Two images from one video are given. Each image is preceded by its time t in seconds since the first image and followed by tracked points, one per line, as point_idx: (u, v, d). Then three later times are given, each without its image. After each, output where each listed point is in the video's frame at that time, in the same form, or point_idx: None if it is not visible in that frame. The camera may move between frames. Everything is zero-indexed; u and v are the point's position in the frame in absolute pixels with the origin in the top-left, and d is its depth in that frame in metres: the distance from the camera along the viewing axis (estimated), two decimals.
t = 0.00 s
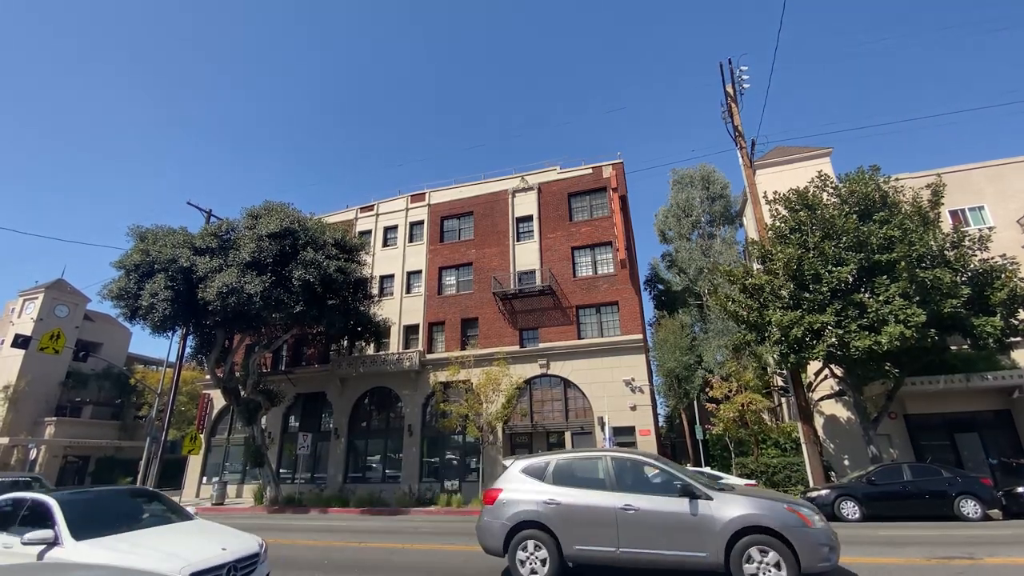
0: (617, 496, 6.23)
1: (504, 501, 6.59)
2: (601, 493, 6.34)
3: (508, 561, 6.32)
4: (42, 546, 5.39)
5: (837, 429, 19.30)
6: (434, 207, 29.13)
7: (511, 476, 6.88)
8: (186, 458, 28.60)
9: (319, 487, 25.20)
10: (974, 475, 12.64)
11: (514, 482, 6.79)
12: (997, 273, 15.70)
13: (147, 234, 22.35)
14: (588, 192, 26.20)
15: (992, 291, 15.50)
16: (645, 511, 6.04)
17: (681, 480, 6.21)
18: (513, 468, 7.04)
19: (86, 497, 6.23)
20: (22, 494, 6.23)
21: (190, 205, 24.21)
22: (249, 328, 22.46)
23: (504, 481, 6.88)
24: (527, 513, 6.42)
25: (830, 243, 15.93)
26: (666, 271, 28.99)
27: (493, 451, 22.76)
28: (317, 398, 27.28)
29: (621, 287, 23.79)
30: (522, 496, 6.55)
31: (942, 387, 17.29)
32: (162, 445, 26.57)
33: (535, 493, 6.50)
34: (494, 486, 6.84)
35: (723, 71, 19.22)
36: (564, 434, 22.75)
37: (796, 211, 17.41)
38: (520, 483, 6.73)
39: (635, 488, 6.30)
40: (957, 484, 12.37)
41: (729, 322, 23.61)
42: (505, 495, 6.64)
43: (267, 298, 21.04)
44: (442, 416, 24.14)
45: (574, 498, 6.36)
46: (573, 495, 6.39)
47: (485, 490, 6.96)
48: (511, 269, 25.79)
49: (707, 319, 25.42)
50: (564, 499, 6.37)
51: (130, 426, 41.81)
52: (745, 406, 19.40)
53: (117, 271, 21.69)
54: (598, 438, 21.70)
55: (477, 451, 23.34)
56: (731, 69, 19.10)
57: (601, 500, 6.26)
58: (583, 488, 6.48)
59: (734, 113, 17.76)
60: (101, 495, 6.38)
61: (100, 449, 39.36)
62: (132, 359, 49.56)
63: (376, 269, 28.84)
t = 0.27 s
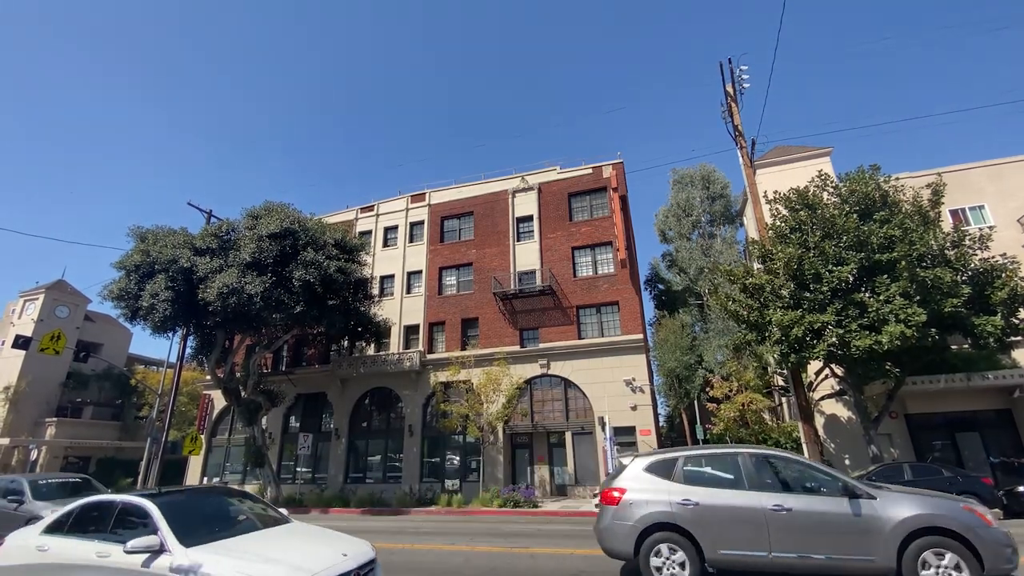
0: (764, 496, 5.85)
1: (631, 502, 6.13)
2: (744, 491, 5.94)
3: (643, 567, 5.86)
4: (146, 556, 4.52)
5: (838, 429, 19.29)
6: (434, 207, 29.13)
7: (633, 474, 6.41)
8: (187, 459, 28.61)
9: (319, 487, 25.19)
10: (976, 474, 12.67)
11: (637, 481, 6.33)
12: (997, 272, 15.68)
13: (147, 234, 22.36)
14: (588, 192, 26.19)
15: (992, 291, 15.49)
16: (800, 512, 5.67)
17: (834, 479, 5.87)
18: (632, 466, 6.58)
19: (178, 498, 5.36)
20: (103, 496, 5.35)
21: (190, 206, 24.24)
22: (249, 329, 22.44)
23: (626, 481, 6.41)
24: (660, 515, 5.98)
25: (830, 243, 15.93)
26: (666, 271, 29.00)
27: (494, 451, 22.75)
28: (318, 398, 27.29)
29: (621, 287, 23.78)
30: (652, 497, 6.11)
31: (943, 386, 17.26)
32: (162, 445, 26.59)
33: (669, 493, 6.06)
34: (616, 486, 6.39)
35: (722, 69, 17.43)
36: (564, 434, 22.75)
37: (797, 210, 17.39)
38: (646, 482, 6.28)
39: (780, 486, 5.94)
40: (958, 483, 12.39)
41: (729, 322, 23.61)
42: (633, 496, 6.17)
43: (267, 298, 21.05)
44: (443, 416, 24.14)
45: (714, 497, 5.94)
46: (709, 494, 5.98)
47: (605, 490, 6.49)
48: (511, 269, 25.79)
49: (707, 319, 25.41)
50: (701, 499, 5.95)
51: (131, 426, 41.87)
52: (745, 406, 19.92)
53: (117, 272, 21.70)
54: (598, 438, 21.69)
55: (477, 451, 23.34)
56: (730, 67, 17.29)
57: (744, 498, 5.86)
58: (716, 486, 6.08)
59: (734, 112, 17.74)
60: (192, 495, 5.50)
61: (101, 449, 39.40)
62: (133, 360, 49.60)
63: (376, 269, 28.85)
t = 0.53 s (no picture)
0: (934, 493, 5.53)
1: (780, 502, 5.84)
2: (910, 487, 5.62)
3: (797, 568, 5.56)
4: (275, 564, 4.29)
5: (839, 428, 19.29)
6: (434, 207, 29.14)
7: (775, 472, 6.10)
8: (188, 459, 28.62)
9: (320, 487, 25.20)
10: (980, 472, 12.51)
11: (781, 479, 6.02)
12: (998, 271, 15.66)
13: (147, 235, 22.36)
14: (588, 192, 26.19)
15: (993, 290, 15.46)
16: (977, 509, 5.37)
17: (1008, 473, 5.55)
18: (772, 463, 6.26)
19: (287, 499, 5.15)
20: (210, 499, 5.13)
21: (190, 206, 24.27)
22: (250, 329, 22.44)
23: (769, 479, 6.09)
24: (816, 515, 5.67)
25: (831, 242, 15.92)
26: (666, 271, 29.01)
27: (495, 451, 22.76)
28: (318, 398, 27.29)
29: (622, 287, 23.78)
30: (803, 496, 5.79)
31: (944, 386, 17.24)
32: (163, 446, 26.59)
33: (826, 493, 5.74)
34: (755, 486, 6.09)
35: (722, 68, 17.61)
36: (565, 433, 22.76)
37: (797, 210, 17.36)
38: (796, 480, 5.95)
39: (946, 482, 5.63)
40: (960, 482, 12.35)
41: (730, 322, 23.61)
42: (782, 496, 5.87)
43: (268, 298, 21.06)
44: (443, 416, 24.14)
45: (877, 495, 5.62)
46: (869, 492, 5.66)
47: (744, 489, 6.20)
48: (512, 269, 25.79)
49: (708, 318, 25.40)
50: (861, 498, 5.63)
51: (132, 427, 41.92)
52: (746, 405, 19.41)
53: (118, 272, 21.71)
54: (599, 438, 21.70)
55: (478, 451, 23.36)
56: (731, 67, 17.45)
57: (911, 495, 5.54)
58: (876, 482, 5.76)
59: (734, 112, 17.74)
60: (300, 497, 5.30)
61: (102, 450, 39.41)
62: (134, 360, 49.63)
63: (377, 269, 28.85)
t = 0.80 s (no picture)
0: None
1: (955, 500, 5.58)
2: None
3: (981, 570, 5.30)
4: (439, 570, 3.84)
5: (840, 427, 19.29)
6: (434, 207, 29.15)
7: (943, 468, 5.83)
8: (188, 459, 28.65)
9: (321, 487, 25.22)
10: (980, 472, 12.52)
11: (949, 475, 5.76)
12: (999, 270, 15.63)
13: (148, 235, 22.37)
14: (588, 191, 26.18)
15: (994, 289, 15.43)
16: None
17: None
18: (939, 459, 5.96)
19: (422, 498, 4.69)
20: (338, 497, 4.67)
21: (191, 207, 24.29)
22: (250, 329, 22.46)
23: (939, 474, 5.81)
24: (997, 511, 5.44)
25: (831, 241, 15.92)
26: (667, 270, 29.03)
27: (495, 451, 22.80)
28: (318, 398, 27.31)
29: (622, 286, 23.78)
30: (978, 493, 5.56)
31: (945, 385, 17.22)
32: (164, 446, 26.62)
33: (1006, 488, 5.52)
34: (921, 484, 5.82)
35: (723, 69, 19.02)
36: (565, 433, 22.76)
37: (797, 209, 17.34)
38: (970, 475, 5.69)
39: None
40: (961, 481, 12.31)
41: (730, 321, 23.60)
42: (955, 493, 5.63)
43: (269, 298, 21.07)
44: (444, 416, 24.14)
45: None
46: None
47: (907, 487, 5.92)
48: (512, 269, 25.79)
49: (708, 318, 25.40)
50: None
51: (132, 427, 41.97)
52: (747, 404, 19.43)
53: (118, 272, 21.72)
54: (600, 438, 21.70)
55: (479, 451, 23.37)
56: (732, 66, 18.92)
57: None
58: None
59: (735, 111, 17.74)
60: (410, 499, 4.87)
61: (103, 450, 39.44)
62: (134, 360, 49.65)
63: (377, 269, 28.86)
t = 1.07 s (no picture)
0: None
1: None
2: None
3: None
4: None
5: (841, 426, 19.29)
6: (434, 207, 29.16)
7: None
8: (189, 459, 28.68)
9: (322, 487, 25.24)
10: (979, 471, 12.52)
11: None
12: (1000, 269, 15.62)
13: (148, 235, 22.38)
14: (588, 191, 26.18)
15: (995, 288, 15.41)
16: None
17: None
18: None
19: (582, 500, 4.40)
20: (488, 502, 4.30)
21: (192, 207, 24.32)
22: (251, 329, 22.46)
23: None
24: None
25: (831, 240, 15.91)
26: (667, 270, 29.05)
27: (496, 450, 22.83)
28: (319, 398, 27.32)
29: (622, 286, 23.79)
30: None
31: (946, 383, 17.20)
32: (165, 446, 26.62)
33: None
34: None
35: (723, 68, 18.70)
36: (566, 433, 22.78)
37: (798, 208, 17.32)
38: None
39: None
40: (961, 480, 12.29)
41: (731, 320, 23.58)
42: None
43: (269, 298, 21.08)
44: (444, 416, 24.15)
45: None
46: None
47: None
48: (512, 269, 25.80)
49: (709, 317, 25.41)
50: None
51: (133, 427, 42.01)
52: (748, 404, 19.38)
53: (119, 273, 21.73)
54: (600, 437, 21.72)
55: (479, 451, 23.38)
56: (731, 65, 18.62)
57: None
58: None
59: (735, 110, 17.72)
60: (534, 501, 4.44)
61: (104, 450, 39.47)
62: (135, 361, 49.67)
63: (377, 269, 28.87)
